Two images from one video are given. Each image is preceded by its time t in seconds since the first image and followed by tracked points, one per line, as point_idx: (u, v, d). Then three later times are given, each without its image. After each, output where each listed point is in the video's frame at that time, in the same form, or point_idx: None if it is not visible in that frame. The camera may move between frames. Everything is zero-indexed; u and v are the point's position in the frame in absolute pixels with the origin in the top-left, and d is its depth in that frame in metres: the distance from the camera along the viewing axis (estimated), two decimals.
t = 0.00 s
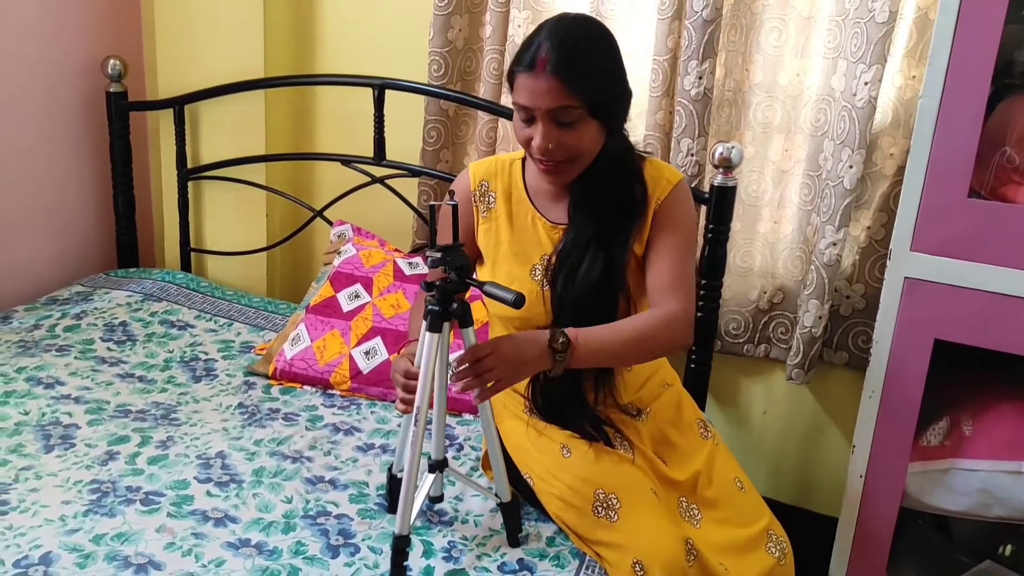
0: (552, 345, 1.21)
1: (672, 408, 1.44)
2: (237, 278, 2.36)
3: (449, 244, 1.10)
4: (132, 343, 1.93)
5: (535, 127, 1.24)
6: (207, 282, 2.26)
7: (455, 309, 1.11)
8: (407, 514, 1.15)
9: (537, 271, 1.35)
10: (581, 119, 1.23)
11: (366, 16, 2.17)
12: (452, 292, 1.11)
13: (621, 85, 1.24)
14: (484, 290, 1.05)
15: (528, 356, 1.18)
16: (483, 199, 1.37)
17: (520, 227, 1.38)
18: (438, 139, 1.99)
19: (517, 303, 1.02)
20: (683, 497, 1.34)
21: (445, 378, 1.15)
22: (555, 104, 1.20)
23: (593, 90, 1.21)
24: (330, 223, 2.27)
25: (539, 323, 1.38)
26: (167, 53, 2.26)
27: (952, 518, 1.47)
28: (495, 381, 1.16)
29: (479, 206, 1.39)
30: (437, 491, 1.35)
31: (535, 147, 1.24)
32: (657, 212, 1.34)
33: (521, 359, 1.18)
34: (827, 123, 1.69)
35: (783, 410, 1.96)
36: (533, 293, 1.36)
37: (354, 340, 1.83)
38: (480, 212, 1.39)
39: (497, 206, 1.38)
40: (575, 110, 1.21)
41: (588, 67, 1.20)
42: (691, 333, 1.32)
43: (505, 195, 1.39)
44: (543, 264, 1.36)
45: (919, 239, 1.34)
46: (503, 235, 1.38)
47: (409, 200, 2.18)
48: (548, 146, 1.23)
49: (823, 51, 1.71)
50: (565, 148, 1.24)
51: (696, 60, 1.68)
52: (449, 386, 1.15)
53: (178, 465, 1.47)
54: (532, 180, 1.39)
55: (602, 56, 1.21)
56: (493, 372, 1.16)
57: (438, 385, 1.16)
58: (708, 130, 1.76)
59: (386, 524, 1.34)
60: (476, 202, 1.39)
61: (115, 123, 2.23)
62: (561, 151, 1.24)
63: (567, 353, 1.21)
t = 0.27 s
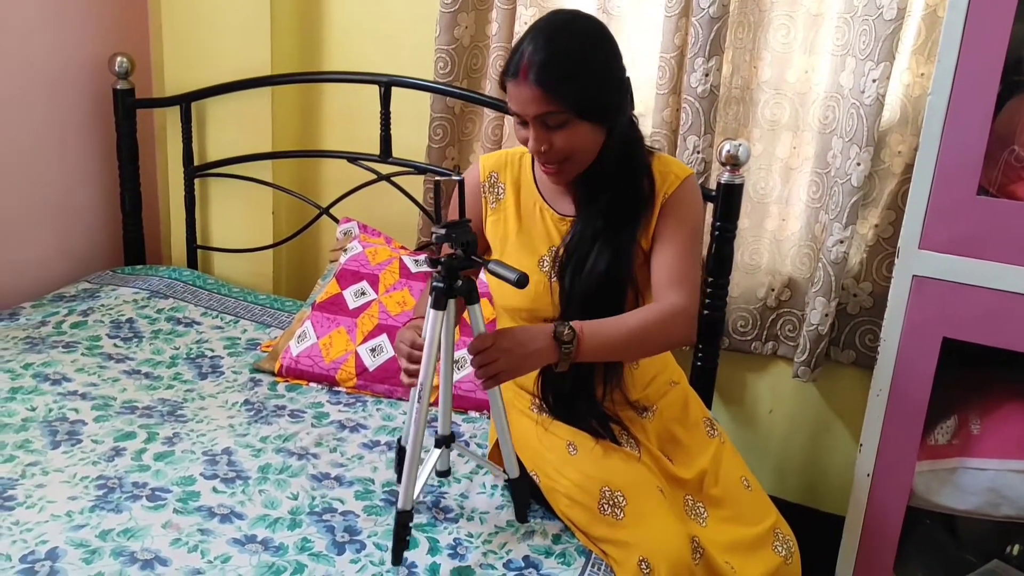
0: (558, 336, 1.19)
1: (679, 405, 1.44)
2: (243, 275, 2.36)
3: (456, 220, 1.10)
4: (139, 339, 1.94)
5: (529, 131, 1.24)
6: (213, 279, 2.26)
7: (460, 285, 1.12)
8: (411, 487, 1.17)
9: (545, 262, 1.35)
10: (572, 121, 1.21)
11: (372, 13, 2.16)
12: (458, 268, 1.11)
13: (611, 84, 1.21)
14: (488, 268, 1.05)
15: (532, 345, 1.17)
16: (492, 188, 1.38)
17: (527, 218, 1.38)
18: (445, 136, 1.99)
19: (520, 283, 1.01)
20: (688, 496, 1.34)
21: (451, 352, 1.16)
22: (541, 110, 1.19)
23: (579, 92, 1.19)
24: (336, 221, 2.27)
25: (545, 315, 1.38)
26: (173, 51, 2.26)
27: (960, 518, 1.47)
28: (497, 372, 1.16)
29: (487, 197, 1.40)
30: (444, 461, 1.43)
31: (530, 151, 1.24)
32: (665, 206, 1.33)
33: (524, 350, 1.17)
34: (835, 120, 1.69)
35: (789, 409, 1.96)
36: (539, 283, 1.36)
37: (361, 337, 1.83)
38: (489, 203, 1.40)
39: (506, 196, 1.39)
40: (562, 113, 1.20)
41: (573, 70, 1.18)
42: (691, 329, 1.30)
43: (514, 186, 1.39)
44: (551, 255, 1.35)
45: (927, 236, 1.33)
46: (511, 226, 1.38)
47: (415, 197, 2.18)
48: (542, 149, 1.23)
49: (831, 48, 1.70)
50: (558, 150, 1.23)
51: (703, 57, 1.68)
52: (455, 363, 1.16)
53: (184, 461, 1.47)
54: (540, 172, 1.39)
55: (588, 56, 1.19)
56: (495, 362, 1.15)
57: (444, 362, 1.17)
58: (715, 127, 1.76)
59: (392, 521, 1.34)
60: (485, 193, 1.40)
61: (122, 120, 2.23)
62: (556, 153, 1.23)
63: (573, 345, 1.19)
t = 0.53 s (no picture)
0: (561, 330, 1.18)
1: (680, 404, 1.44)
2: (245, 274, 2.36)
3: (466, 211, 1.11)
4: (140, 337, 1.94)
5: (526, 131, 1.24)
6: (214, 278, 2.26)
7: (465, 276, 1.12)
8: (406, 481, 1.17)
9: (546, 260, 1.35)
10: (566, 122, 1.21)
11: (374, 12, 2.16)
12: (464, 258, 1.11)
13: (604, 87, 1.20)
14: (494, 257, 1.05)
15: (534, 338, 1.17)
16: (494, 185, 1.39)
17: (529, 215, 1.38)
18: (446, 134, 1.98)
19: (526, 272, 1.01)
20: (690, 494, 1.34)
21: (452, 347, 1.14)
22: (533, 113, 1.19)
23: (571, 96, 1.18)
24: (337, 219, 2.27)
25: (546, 312, 1.37)
26: (175, 49, 2.26)
27: (962, 517, 1.46)
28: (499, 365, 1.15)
29: (490, 193, 1.40)
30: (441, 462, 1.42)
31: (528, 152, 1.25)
32: (667, 202, 1.33)
33: (526, 343, 1.16)
34: (837, 119, 1.68)
35: (791, 408, 1.96)
36: (540, 279, 1.35)
37: (362, 335, 1.83)
38: (491, 199, 1.40)
39: (508, 192, 1.39)
40: (555, 115, 1.20)
41: (564, 74, 1.17)
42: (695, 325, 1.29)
43: (516, 183, 1.40)
44: (552, 252, 1.35)
45: (929, 235, 1.33)
46: (512, 223, 1.38)
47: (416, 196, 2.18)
48: (538, 150, 1.23)
49: (833, 46, 1.69)
50: (555, 152, 1.23)
51: (704, 56, 1.67)
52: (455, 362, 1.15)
53: (185, 459, 1.47)
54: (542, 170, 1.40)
55: (581, 59, 1.18)
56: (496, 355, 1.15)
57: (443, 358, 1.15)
58: (716, 126, 1.75)
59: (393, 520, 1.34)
60: (487, 189, 1.40)
61: (123, 118, 2.23)
62: (553, 154, 1.24)
63: (575, 339, 1.19)
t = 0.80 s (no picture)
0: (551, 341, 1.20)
1: (680, 403, 1.43)
2: (245, 274, 2.36)
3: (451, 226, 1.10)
4: (138, 337, 1.93)
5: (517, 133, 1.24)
6: (213, 277, 2.26)
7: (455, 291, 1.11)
8: (405, 498, 1.14)
9: (543, 261, 1.35)
10: (558, 125, 1.20)
11: (373, 10, 2.16)
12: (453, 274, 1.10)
13: (596, 90, 1.20)
14: (484, 274, 1.05)
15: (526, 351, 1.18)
16: (491, 187, 1.37)
17: (527, 217, 1.38)
18: (445, 133, 1.98)
19: (516, 288, 1.01)
20: (689, 494, 1.33)
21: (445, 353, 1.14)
22: (525, 115, 1.19)
23: (564, 99, 1.18)
24: (336, 218, 2.26)
25: (543, 313, 1.37)
26: (174, 48, 2.26)
27: (962, 517, 1.46)
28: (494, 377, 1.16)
29: (486, 195, 1.39)
30: (437, 477, 1.38)
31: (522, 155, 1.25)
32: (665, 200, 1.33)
33: (519, 355, 1.17)
34: (837, 118, 1.68)
35: (791, 408, 1.95)
36: (539, 281, 1.35)
37: (361, 335, 1.82)
38: (487, 201, 1.39)
39: (504, 194, 1.38)
40: (547, 118, 1.19)
41: (555, 77, 1.17)
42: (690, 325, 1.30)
43: (513, 184, 1.39)
44: (549, 253, 1.35)
45: (929, 234, 1.33)
46: (510, 225, 1.37)
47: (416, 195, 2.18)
48: (530, 152, 1.23)
49: (832, 45, 1.69)
50: (548, 154, 1.23)
51: (702, 54, 1.67)
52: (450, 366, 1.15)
53: (182, 458, 1.47)
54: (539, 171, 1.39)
55: (573, 61, 1.17)
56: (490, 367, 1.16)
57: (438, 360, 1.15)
58: (714, 124, 1.75)
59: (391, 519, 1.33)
60: (483, 191, 1.39)
61: (122, 117, 2.23)
62: (546, 156, 1.23)
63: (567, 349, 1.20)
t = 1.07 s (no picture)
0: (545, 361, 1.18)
1: (678, 402, 1.43)
2: (244, 273, 2.35)
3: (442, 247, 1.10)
4: (137, 336, 1.93)
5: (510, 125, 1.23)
6: (212, 276, 2.25)
7: (446, 313, 1.11)
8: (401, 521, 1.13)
9: (539, 261, 1.35)
10: (552, 117, 1.20)
11: (372, 9, 2.16)
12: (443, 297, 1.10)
13: (593, 84, 1.20)
14: (476, 295, 1.04)
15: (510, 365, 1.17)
16: (486, 187, 1.37)
17: (522, 217, 1.38)
18: (444, 132, 1.98)
19: (509, 309, 1.00)
20: (688, 494, 1.33)
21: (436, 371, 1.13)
22: (520, 104, 1.18)
23: (558, 90, 1.17)
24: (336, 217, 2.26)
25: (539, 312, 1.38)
26: (173, 47, 2.26)
27: (963, 516, 1.46)
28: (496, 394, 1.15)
29: (481, 195, 1.39)
30: (433, 491, 1.35)
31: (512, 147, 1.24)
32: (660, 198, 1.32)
33: (513, 376, 1.15)
34: (837, 116, 1.67)
35: (790, 408, 1.95)
36: (535, 282, 1.35)
37: (360, 334, 1.82)
38: (482, 201, 1.39)
39: (500, 195, 1.38)
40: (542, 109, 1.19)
41: (553, 67, 1.16)
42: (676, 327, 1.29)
43: (508, 184, 1.38)
44: (544, 253, 1.35)
45: (930, 232, 1.32)
46: (506, 225, 1.37)
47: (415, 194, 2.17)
48: (522, 143, 1.22)
49: (833, 43, 1.69)
50: (538, 148, 1.22)
51: (702, 53, 1.67)
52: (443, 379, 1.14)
53: (181, 458, 1.46)
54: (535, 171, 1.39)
55: (571, 53, 1.17)
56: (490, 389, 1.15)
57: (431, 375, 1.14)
58: (714, 124, 1.75)
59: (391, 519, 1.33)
60: (479, 191, 1.39)
61: (122, 116, 2.22)
62: (536, 150, 1.22)
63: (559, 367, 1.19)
